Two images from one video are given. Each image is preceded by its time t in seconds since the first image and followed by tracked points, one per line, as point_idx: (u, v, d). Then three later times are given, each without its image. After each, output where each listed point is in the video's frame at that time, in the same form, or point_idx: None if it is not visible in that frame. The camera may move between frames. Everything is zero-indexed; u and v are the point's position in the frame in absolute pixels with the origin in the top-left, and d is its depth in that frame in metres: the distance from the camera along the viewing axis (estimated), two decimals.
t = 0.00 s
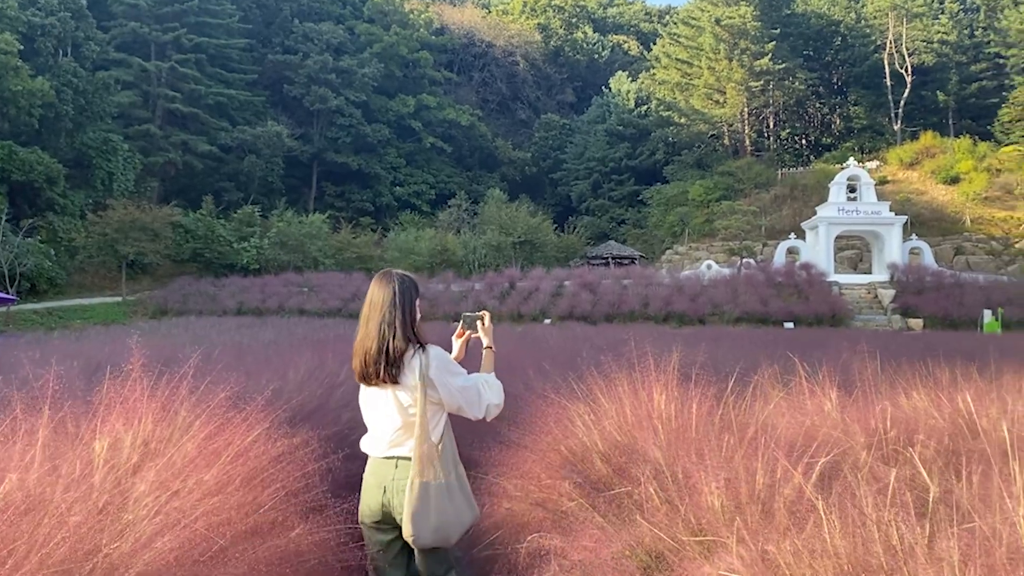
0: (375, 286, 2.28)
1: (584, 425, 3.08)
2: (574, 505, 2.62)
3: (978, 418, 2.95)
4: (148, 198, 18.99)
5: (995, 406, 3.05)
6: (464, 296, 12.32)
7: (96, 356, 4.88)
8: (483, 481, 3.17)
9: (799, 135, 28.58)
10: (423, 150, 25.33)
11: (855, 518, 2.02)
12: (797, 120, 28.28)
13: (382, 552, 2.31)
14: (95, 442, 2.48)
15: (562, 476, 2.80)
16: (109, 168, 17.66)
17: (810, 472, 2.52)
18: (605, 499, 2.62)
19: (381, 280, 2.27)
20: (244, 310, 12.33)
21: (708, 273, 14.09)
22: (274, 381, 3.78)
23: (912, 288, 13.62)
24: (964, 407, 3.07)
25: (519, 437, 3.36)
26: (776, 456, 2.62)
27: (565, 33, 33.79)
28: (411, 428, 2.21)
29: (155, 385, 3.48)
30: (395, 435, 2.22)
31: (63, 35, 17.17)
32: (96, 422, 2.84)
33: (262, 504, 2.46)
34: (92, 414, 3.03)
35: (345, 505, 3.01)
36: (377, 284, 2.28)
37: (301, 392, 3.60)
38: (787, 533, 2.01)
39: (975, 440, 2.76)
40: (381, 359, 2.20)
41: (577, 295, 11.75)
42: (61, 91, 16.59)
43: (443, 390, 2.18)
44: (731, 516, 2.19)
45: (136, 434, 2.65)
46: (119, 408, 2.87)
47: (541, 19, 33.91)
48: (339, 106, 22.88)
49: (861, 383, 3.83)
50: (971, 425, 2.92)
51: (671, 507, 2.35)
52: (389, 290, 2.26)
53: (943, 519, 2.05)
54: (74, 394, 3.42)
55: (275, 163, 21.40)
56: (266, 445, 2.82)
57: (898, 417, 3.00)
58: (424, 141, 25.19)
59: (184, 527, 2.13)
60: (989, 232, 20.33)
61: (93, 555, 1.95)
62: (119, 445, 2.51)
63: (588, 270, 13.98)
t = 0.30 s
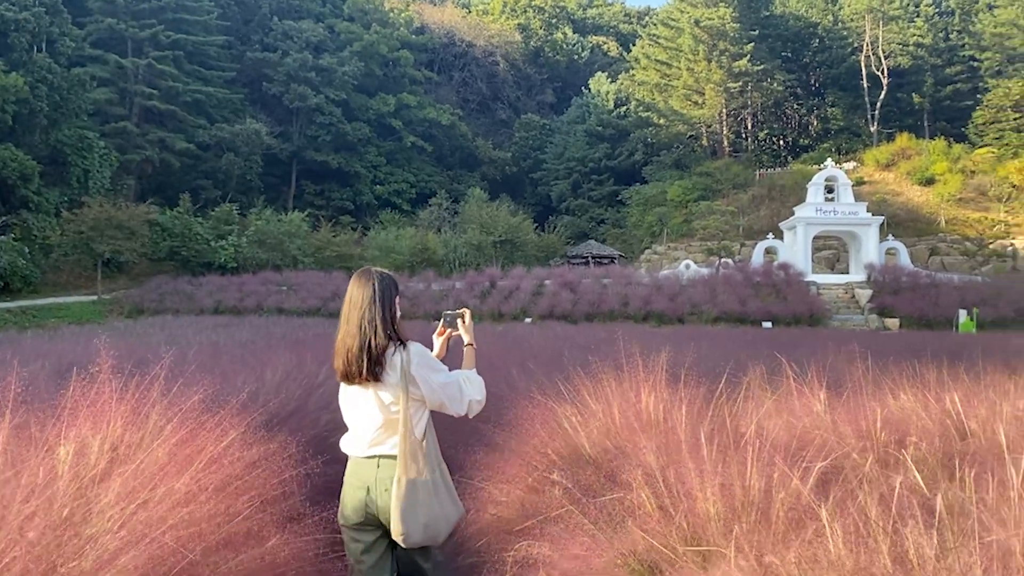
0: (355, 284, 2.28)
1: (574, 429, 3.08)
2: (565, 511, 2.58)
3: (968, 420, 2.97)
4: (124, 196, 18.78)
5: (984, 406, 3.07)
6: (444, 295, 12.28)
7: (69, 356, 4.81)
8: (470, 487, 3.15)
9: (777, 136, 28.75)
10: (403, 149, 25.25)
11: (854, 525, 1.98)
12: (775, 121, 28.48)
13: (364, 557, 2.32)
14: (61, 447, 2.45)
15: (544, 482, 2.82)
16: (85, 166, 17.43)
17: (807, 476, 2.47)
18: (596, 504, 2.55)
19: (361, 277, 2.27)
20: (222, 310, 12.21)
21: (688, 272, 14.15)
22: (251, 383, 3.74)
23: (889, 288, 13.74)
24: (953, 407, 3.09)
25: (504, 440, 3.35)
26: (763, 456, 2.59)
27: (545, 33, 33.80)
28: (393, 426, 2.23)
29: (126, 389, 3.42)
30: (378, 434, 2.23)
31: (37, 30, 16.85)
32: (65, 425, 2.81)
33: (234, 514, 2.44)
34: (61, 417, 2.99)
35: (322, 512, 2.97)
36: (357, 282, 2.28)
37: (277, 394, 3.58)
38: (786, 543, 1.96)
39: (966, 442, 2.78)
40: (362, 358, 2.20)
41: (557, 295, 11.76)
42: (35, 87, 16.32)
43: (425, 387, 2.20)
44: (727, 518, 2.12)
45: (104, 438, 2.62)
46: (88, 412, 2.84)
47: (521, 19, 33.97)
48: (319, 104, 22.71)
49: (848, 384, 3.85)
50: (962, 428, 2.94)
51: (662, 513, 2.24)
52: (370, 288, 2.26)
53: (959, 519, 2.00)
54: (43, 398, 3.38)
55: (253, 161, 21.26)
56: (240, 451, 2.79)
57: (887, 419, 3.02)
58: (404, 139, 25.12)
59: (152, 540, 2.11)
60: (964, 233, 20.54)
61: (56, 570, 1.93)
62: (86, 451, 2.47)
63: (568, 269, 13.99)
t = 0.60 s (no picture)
0: (336, 292, 2.24)
1: (560, 437, 3.02)
2: (554, 528, 2.39)
3: (959, 426, 2.94)
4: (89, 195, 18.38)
5: (973, 412, 3.06)
6: (416, 297, 12.12)
7: (25, 361, 4.62)
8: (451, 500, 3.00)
9: (748, 140, 28.85)
10: (374, 149, 25.05)
11: (869, 551, 1.85)
12: (747, 125, 28.61)
13: (347, 567, 2.24)
14: (11, 466, 2.31)
15: (530, 500, 2.73)
16: (48, 164, 17.01)
17: (808, 491, 2.36)
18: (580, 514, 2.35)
19: (342, 285, 2.24)
20: (188, 311, 11.96)
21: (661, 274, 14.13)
22: (218, 391, 3.57)
23: (860, 291, 13.78)
24: (941, 413, 3.08)
25: (482, 450, 3.23)
26: (757, 468, 2.48)
27: (518, 35, 33.89)
28: (378, 435, 2.17)
29: (86, 399, 3.27)
30: (361, 443, 2.18)
31: None
32: (19, 437, 2.66)
33: (200, 536, 2.30)
34: (15, 428, 2.84)
35: (295, 533, 2.87)
36: (338, 289, 2.24)
37: (247, 403, 3.41)
38: (791, 565, 1.87)
39: (955, 449, 2.78)
40: (344, 367, 2.15)
41: (530, 296, 11.67)
42: None
43: (407, 395, 2.14)
44: (729, 534, 2.02)
45: (60, 452, 2.48)
46: (45, 425, 2.69)
47: (494, 20, 33.91)
48: (288, 103, 22.35)
49: (832, 389, 3.83)
50: (950, 433, 2.92)
51: (657, 531, 2.07)
52: (351, 295, 2.22)
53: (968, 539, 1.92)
54: None
55: (221, 159, 20.97)
56: (208, 465, 2.63)
57: (876, 425, 2.98)
58: (376, 139, 24.92)
59: None
60: (932, 236, 20.71)
61: None
62: (39, 469, 2.32)
63: (541, 270, 13.90)
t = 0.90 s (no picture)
0: (314, 291, 2.29)
1: (544, 441, 3.04)
2: (534, 538, 2.27)
3: (938, 433, 3.00)
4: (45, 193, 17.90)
5: (950, 416, 3.12)
6: (382, 299, 11.98)
7: None
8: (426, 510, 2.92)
9: (712, 143, 29.12)
10: (338, 149, 24.82)
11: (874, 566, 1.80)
12: (712, 128, 28.84)
13: (332, 568, 2.35)
14: None
15: (514, 510, 2.68)
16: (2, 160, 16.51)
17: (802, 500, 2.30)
18: (562, 514, 2.31)
19: (320, 285, 2.29)
20: (148, 312, 11.70)
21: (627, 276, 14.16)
22: (182, 395, 3.47)
23: (823, 293, 13.90)
24: (922, 417, 3.13)
25: (458, 458, 3.19)
26: (745, 473, 2.43)
27: (485, 35, 33.98)
28: (360, 436, 2.26)
29: (42, 406, 3.13)
30: (342, 445, 2.27)
31: None
32: None
33: (159, 555, 2.22)
34: None
35: (266, 547, 2.84)
36: (317, 288, 2.29)
37: (211, 408, 3.30)
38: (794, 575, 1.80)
39: (934, 454, 2.84)
40: (324, 369, 2.22)
41: (497, 297, 11.61)
42: None
43: (389, 396, 2.23)
44: (722, 542, 1.96)
45: (12, 464, 2.37)
46: None
47: (460, 21, 33.83)
48: (251, 101, 22.05)
49: (809, 394, 3.90)
50: (928, 439, 2.98)
51: (647, 543, 2.00)
52: (330, 295, 2.28)
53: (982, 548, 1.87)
54: None
55: (181, 158, 20.66)
56: (170, 477, 2.52)
57: (855, 430, 3.05)
58: (340, 139, 24.68)
59: None
60: (893, 239, 20.95)
61: None
62: None
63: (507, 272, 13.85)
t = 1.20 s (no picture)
0: (280, 286, 2.29)
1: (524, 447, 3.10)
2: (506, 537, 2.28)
3: (907, 433, 3.07)
4: None
5: (918, 416, 3.20)
6: (342, 299, 11.84)
7: None
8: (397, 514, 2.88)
9: (671, 146, 29.47)
10: (296, 147, 24.53)
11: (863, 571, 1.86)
12: (671, 131, 29.20)
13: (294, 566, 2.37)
14: None
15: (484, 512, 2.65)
16: None
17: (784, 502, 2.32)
18: (533, 512, 2.33)
19: (286, 280, 2.29)
20: (100, 312, 11.42)
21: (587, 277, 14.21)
22: (138, 398, 3.38)
23: (779, 294, 14.08)
24: (891, 418, 3.20)
25: (430, 462, 3.15)
26: (723, 476, 2.45)
27: (445, 36, 33.96)
28: (327, 434, 2.26)
29: None
30: (307, 442, 2.26)
31: None
32: None
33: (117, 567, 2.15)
34: None
35: (232, 557, 2.75)
36: (282, 284, 2.29)
37: (169, 411, 3.21)
38: None
39: (905, 454, 2.91)
40: (292, 364, 2.21)
41: (459, 298, 11.58)
42: None
43: (356, 391, 2.23)
44: (705, 546, 1.97)
45: None
46: None
47: (421, 20, 33.72)
48: (208, 98, 21.72)
49: (778, 395, 3.98)
50: (896, 438, 3.05)
51: (622, 540, 2.05)
52: (296, 291, 2.29)
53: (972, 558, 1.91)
54: None
55: (135, 155, 20.33)
56: (127, 483, 2.45)
57: (827, 429, 3.11)
58: (298, 137, 24.42)
59: None
60: (847, 241, 21.28)
61: None
62: None
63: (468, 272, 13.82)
